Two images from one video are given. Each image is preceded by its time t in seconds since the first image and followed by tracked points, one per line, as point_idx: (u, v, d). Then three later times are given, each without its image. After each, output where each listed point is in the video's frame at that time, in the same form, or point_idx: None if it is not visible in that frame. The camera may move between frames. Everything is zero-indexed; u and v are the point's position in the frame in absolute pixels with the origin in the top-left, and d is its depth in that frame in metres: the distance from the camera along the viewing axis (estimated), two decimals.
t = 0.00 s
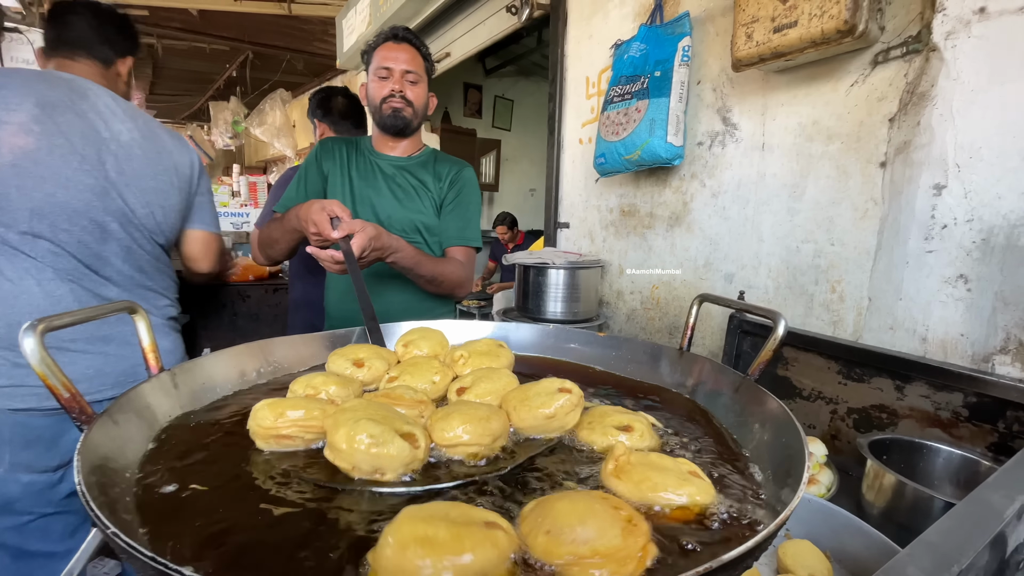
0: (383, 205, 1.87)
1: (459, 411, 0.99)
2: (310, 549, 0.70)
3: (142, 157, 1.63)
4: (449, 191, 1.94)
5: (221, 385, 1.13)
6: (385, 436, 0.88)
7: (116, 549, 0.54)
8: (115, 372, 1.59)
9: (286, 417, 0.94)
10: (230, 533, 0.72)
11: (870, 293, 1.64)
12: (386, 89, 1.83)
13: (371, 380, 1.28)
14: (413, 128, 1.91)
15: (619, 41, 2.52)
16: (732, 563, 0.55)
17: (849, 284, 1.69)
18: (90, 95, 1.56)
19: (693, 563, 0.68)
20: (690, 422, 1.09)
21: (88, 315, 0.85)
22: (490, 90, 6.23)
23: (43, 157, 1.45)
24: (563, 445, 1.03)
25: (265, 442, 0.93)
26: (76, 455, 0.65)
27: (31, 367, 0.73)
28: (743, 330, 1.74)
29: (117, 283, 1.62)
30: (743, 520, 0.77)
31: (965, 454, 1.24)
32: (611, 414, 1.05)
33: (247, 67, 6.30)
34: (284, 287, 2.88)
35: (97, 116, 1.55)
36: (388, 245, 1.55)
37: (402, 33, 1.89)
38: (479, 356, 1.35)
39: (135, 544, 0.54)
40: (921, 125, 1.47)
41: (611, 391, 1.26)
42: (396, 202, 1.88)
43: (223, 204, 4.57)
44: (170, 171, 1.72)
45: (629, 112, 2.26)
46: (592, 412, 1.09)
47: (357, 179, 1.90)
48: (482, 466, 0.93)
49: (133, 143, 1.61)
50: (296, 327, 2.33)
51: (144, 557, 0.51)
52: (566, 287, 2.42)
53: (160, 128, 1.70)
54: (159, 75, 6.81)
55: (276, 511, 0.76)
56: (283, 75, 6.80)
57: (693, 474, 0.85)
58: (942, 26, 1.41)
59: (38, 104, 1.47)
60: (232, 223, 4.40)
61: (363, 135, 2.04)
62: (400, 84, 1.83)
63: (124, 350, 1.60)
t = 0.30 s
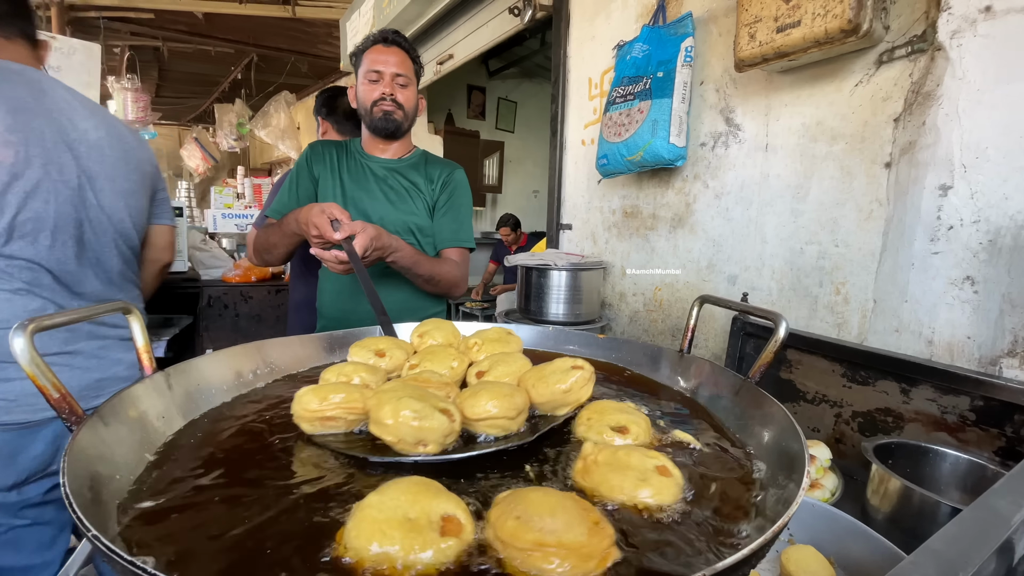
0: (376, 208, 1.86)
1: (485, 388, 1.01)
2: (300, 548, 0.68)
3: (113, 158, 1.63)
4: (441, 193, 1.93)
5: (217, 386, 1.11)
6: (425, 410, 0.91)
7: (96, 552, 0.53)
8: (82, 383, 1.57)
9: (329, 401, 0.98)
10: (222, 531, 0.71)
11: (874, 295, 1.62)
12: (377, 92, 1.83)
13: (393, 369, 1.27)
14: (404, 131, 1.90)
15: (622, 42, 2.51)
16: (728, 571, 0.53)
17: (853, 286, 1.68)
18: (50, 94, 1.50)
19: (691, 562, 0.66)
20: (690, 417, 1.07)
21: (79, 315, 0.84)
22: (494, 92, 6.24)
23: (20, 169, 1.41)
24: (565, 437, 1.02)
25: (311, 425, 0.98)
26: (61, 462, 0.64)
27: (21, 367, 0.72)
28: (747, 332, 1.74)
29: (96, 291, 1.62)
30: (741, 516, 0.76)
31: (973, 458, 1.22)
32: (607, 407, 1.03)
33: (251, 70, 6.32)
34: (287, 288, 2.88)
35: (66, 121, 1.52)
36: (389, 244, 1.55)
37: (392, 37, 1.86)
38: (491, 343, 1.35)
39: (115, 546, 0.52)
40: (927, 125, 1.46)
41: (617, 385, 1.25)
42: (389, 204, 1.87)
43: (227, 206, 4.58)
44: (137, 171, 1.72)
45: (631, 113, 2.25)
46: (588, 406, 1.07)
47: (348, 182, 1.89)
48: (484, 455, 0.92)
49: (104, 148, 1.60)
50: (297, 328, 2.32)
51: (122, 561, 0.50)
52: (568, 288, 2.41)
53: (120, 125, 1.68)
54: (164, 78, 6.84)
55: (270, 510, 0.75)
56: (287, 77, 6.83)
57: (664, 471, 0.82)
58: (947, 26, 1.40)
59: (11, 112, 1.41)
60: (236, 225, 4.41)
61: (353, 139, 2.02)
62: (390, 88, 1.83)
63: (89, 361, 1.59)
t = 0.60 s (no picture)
0: (379, 211, 1.86)
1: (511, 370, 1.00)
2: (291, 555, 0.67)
3: (74, 144, 1.64)
4: (444, 195, 1.92)
5: (212, 391, 1.10)
6: (461, 392, 0.90)
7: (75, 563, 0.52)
8: (93, 384, 1.56)
9: (363, 392, 0.93)
10: (213, 532, 0.70)
11: (882, 300, 1.59)
12: (378, 92, 1.83)
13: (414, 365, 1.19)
14: (407, 131, 1.89)
15: (626, 44, 2.49)
16: None
17: (861, 290, 1.65)
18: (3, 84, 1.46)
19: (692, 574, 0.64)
20: (687, 426, 1.05)
21: (73, 319, 0.84)
22: (499, 94, 6.25)
23: (18, 169, 1.41)
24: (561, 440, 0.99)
25: (347, 418, 0.93)
26: (48, 475, 0.63)
27: (10, 372, 0.72)
28: (752, 337, 1.72)
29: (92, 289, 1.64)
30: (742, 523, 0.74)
31: (983, 466, 1.19)
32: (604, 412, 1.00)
33: (258, 74, 6.37)
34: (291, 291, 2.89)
35: (29, 112, 1.51)
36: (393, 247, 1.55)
37: (392, 35, 1.86)
38: (507, 334, 1.27)
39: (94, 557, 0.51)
40: (936, 126, 1.43)
41: (617, 392, 1.23)
42: (392, 207, 1.86)
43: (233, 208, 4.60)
44: (91, 153, 1.74)
45: (635, 115, 2.23)
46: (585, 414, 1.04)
47: (351, 185, 1.88)
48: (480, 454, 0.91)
49: (70, 140, 1.61)
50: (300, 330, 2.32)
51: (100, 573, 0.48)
52: (572, 292, 2.39)
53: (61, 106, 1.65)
54: (172, 82, 6.91)
55: (262, 511, 0.74)
56: (294, 81, 6.88)
57: (624, 475, 0.81)
58: (956, 26, 1.38)
59: None
60: (242, 227, 4.43)
61: (354, 141, 2.01)
62: (391, 87, 1.83)
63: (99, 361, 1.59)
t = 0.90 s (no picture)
0: (383, 210, 1.77)
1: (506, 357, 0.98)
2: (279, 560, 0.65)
3: (73, 146, 1.71)
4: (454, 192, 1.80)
5: (207, 392, 1.10)
6: (451, 375, 0.88)
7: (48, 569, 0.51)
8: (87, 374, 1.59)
9: (353, 380, 0.92)
10: (199, 536, 0.69)
11: (892, 302, 1.56)
12: (385, 84, 1.78)
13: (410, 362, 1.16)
14: (418, 123, 1.83)
15: (632, 43, 2.47)
16: None
17: (870, 292, 1.62)
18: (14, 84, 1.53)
19: None
20: (689, 433, 1.03)
21: (66, 317, 0.85)
22: (505, 96, 6.25)
23: (43, 163, 1.50)
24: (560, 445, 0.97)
25: (338, 405, 0.92)
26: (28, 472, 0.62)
27: None
28: (759, 339, 1.70)
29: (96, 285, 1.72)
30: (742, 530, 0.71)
31: (996, 472, 1.16)
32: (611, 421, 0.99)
33: (266, 75, 6.41)
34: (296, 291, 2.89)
35: (39, 113, 1.58)
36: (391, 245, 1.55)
37: (398, 22, 1.81)
38: (504, 330, 1.24)
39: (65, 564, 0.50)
40: (947, 125, 1.40)
41: (618, 399, 1.21)
42: (397, 205, 1.78)
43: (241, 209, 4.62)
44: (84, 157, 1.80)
45: (641, 115, 2.21)
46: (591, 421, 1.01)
47: (359, 184, 1.83)
48: (474, 460, 0.89)
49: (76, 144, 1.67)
50: (304, 331, 2.32)
51: None
52: (577, 293, 2.37)
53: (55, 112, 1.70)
54: (183, 84, 6.98)
55: (250, 516, 0.73)
56: (302, 82, 6.92)
57: (591, 486, 0.78)
58: (967, 22, 1.35)
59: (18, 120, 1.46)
60: (250, 228, 4.45)
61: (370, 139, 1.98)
62: (399, 78, 1.77)
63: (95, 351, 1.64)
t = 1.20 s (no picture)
0: (386, 211, 1.75)
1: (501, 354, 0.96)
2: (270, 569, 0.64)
3: (85, 147, 1.77)
4: (455, 189, 1.70)
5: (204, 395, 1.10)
6: (443, 371, 0.87)
7: None
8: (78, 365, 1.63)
9: (344, 376, 0.91)
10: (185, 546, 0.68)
11: (905, 305, 1.53)
12: (389, 77, 1.73)
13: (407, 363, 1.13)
14: (425, 117, 1.77)
15: (639, 42, 2.45)
16: None
17: (881, 295, 1.59)
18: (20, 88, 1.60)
19: None
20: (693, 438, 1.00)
21: (61, 318, 0.85)
22: (512, 96, 6.24)
23: (43, 162, 1.56)
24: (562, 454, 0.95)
25: (328, 403, 0.91)
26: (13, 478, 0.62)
27: None
28: (768, 342, 1.68)
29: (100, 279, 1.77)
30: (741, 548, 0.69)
31: (1011, 480, 1.13)
32: (622, 425, 0.96)
33: (274, 76, 6.44)
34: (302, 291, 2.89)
35: (48, 116, 1.65)
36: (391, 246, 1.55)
37: (401, 7, 1.73)
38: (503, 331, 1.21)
39: None
40: (961, 124, 1.37)
41: (624, 402, 1.19)
42: (398, 205, 1.74)
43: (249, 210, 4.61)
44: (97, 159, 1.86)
45: (647, 115, 2.19)
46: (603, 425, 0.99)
47: (366, 183, 1.82)
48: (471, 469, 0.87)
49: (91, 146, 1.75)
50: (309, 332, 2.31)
51: None
52: (582, 294, 2.35)
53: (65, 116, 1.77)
54: (192, 85, 7.04)
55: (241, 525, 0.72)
56: (310, 83, 6.95)
57: (572, 488, 0.79)
58: (982, 19, 1.31)
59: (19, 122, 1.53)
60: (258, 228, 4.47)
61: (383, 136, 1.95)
62: (403, 70, 1.72)
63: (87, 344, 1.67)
